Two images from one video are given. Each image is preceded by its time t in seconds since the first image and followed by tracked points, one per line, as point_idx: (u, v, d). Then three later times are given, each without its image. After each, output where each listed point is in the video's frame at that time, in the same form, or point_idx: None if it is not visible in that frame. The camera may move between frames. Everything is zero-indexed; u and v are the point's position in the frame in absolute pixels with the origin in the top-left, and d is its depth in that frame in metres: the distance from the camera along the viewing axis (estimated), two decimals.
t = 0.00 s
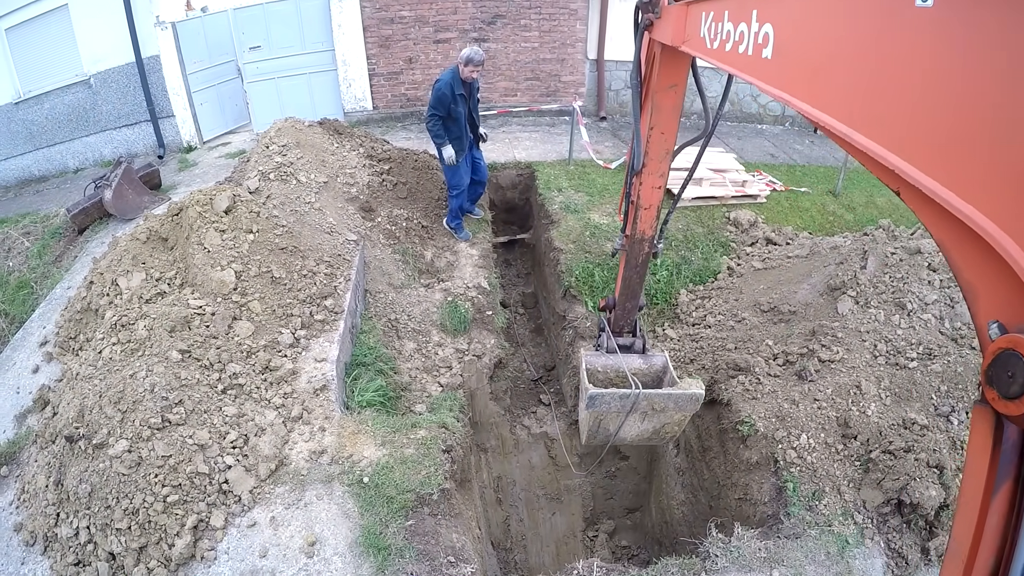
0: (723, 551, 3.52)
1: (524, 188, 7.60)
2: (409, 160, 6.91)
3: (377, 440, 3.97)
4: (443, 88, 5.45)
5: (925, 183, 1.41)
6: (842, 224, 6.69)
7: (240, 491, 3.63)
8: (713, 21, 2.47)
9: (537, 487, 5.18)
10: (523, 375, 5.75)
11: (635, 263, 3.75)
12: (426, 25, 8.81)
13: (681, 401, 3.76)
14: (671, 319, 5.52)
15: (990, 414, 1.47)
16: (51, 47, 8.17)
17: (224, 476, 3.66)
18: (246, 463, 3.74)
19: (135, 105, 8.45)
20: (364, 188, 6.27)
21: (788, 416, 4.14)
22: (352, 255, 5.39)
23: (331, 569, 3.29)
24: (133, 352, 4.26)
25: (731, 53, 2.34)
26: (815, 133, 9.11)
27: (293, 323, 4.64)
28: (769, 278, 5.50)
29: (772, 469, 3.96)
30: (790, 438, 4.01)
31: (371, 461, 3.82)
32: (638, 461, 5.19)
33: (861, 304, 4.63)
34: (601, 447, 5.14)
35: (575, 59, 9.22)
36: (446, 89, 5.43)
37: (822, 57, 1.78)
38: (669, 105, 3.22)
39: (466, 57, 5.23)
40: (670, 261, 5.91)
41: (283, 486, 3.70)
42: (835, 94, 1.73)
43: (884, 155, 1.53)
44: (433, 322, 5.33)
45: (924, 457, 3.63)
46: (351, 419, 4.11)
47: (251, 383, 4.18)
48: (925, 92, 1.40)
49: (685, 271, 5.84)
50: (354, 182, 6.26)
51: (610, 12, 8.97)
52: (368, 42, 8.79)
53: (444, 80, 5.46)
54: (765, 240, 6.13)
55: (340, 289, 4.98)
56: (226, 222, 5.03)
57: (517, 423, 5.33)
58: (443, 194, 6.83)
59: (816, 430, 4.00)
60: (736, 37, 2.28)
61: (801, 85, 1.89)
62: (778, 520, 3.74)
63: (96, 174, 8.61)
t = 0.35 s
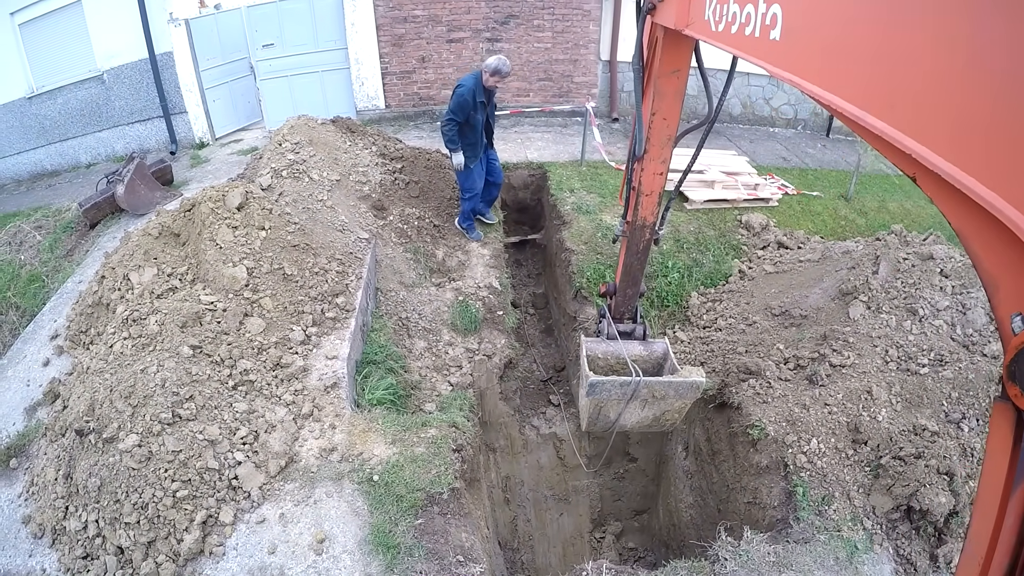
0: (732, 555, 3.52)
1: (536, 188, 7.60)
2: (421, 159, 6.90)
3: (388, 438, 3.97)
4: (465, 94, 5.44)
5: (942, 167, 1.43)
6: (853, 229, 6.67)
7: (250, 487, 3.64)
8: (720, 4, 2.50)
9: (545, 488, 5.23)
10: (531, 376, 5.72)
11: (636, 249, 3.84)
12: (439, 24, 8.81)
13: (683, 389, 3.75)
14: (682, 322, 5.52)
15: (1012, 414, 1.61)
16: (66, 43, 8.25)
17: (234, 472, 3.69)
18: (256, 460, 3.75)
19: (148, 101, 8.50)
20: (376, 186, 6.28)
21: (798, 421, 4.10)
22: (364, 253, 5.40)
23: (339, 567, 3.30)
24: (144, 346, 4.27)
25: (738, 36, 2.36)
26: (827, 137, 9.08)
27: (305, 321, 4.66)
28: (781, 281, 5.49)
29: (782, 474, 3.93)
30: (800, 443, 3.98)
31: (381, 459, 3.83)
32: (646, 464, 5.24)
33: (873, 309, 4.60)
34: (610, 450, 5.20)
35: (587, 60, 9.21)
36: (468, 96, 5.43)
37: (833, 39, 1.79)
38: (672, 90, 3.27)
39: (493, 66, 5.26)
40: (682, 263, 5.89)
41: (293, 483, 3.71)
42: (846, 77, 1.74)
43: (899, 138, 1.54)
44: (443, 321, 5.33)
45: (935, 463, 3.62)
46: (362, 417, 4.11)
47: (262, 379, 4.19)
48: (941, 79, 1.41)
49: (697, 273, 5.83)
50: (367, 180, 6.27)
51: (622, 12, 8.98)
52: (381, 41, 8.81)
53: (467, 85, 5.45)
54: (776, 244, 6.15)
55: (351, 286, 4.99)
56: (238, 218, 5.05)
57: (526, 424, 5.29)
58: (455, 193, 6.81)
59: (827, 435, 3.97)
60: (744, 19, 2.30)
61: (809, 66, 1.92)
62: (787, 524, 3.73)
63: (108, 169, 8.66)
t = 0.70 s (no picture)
0: (742, 560, 3.51)
1: (549, 188, 7.58)
2: (435, 158, 6.94)
3: (399, 436, 3.97)
4: (496, 102, 5.48)
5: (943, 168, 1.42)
6: (867, 234, 6.65)
7: (261, 483, 3.66)
8: (720, 4, 2.51)
9: (555, 489, 5.24)
10: (542, 377, 5.72)
11: (634, 244, 3.98)
12: (454, 23, 8.82)
13: (680, 381, 3.80)
14: (694, 324, 5.61)
15: (1011, 415, 1.61)
16: (81, 37, 8.27)
17: (245, 467, 3.70)
18: (268, 456, 3.77)
19: (162, 96, 8.55)
20: (391, 184, 6.29)
21: (810, 426, 4.10)
22: (377, 251, 5.40)
23: (350, 564, 3.31)
24: (157, 341, 4.30)
25: (739, 36, 2.35)
26: (841, 141, 9.04)
27: (317, 318, 4.66)
28: (794, 286, 5.49)
29: (793, 479, 3.93)
30: (812, 448, 3.97)
31: (392, 457, 3.83)
32: (656, 466, 5.25)
33: (885, 315, 4.57)
34: (620, 452, 5.26)
35: (602, 61, 9.16)
36: (499, 105, 5.47)
37: (832, 39, 1.79)
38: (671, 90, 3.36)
39: (529, 87, 5.25)
40: (695, 266, 5.96)
41: (304, 479, 3.73)
42: (846, 78, 1.73)
43: (900, 139, 1.53)
44: (456, 320, 5.32)
45: (946, 471, 3.58)
46: (374, 415, 4.12)
47: (274, 375, 4.20)
48: (941, 79, 1.41)
49: (709, 277, 5.89)
50: (381, 178, 6.27)
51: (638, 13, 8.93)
52: (395, 39, 8.82)
53: (500, 94, 5.49)
54: (790, 248, 6.16)
55: (364, 284, 4.99)
56: (252, 215, 5.07)
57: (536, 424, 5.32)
58: (469, 193, 6.84)
59: (839, 440, 3.96)
60: (744, 19, 2.30)
61: (809, 66, 1.91)
62: (797, 530, 3.73)
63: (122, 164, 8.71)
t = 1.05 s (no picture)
0: (752, 564, 3.50)
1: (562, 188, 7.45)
2: (448, 157, 6.98)
3: (410, 435, 3.98)
4: (527, 135, 5.31)
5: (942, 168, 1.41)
6: (880, 239, 6.62)
7: (271, 479, 3.67)
8: (720, 4, 2.50)
9: (563, 490, 5.25)
10: (553, 378, 5.61)
11: (632, 239, 4.07)
12: (468, 23, 8.81)
13: (677, 374, 4.11)
14: (706, 327, 5.61)
15: (1011, 415, 1.60)
16: (96, 32, 8.30)
17: (256, 463, 3.71)
18: (279, 453, 3.78)
19: (176, 92, 8.62)
20: (404, 183, 6.30)
21: (822, 431, 4.09)
22: (390, 249, 5.41)
23: (359, 562, 3.32)
24: (169, 336, 4.31)
25: (738, 36, 2.35)
26: (855, 145, 8.98)
27: (330, 315, 4.67)
28: (807, 290, 5.48)
29: (803, 484, 3.93)
30: (823, 453, 3.96)
31: (403, 456, 3.83)
32: (665, 469, 5.27)
33: (898, 321, 4.55)
34: (630, 455, 5.23)
35: (616, 62, 9.11)
36: (528, 138, 5.30)
37: (832, 39, 1.78)
38: (669, 88, 3.40)
39: (560, 127, 5.03)
40: (707, 269, 5.96)
41: (315, 476, 3.74)
42: (845, 78, 1.72)
43: (900, 139, 1.52)
44: (467, 320, 5.31)
45: (957, 479, 3.55)
46: (385, 413, 4.12)
47: (286, 372, 4.22)
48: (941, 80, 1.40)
49: (722, 279, 5.88)
50: (394, 177, 6.29)
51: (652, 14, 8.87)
52: (409, 38, 8.84)
53: (532, 128, 5.32)
54: (802, 252, 6.12)
55: (377, 282, 5.00)
56: (266, 211, 5.08)
57: (546, 425, 5.27)
58: (483, 191, 6.82)
59: (850, 446, 3.94)
60: (744, 19, 2.30)
61: (808, 65, 1.90)
62: (807, 535, 3.73)
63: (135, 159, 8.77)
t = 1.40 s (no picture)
0: (757, 566, 3.51)
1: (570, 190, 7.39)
2: (455, 157, 7.00)
3: (417, 435, 3.98)
4: (557, 181, 5.54)
5: (943, 168, 1.40)
6: (887, 242, 6.61)
7: (277, 477, 3.68)
8: (720, 4, 2.50)
9: (568, 491, 5.25)
10: (558, 378, 5.49)
11: (631, 237, 4.09)
12: (476, 23, 8.81)
13: (677, 373, 4.12)
14: (713, 329, 5.61)
15: (1011, 416, 1.59)
16: (105, 30, 8.32)
17: (262, 461, 3.72)
18: (285, 451, 3.79)
19: (184, 90, 8.63)
20: (411, 182, 6.31)
21: (827, 434, 4.08)
22: (397, 248, 5.41)
23: (365, 561, 3.32)
24: (177, 333, 4.32)
25: (739, 37, 2.34)
26: (863, 148, 8.95)
27: (337, 314, 4.69)
28: (813, 293, 5.48)
29: (809, 486, 3.93)
30: (829, 456, 3.96)
31: (410, 455, 3.84)
32: (670, 471, 5.29)
33: (905, 325, 4.53)
34: (636, 455, 5.26)
35: (624, 62, 9.09)
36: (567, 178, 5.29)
37: (832, 39, 1.77)
38: (669, 88, 3.41)
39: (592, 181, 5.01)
40: (714, 271, 5.97)
41: (321, 475, 3.75)
42: (846, 78, 1.72)
43: (900, 139, 1.52)
44: (474, 319, 5.29)
45: (963, 483, 3.54)
46: (391, 412, 4.12)
47: (293, 370, 4.23)
48: (942, 80, 1.39)
49: (729, 281, 5.88)
50: (402, 176, 6.29)
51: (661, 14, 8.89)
52: (418, 38, 8.85)
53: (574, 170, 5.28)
54: (810, 255, 6.10)
55: (384, 282, 5.00)
56: (273, 209, 5.08)
57: (552, 425, 5.21)
58: (490, 192, 6.87)
59: (856, 450, 3.94)
60: (744, 19, 2.29)
61: (808, 65, 1.90)
62: (812, 538, 3.73)
63: (142, 156, 8.80)
